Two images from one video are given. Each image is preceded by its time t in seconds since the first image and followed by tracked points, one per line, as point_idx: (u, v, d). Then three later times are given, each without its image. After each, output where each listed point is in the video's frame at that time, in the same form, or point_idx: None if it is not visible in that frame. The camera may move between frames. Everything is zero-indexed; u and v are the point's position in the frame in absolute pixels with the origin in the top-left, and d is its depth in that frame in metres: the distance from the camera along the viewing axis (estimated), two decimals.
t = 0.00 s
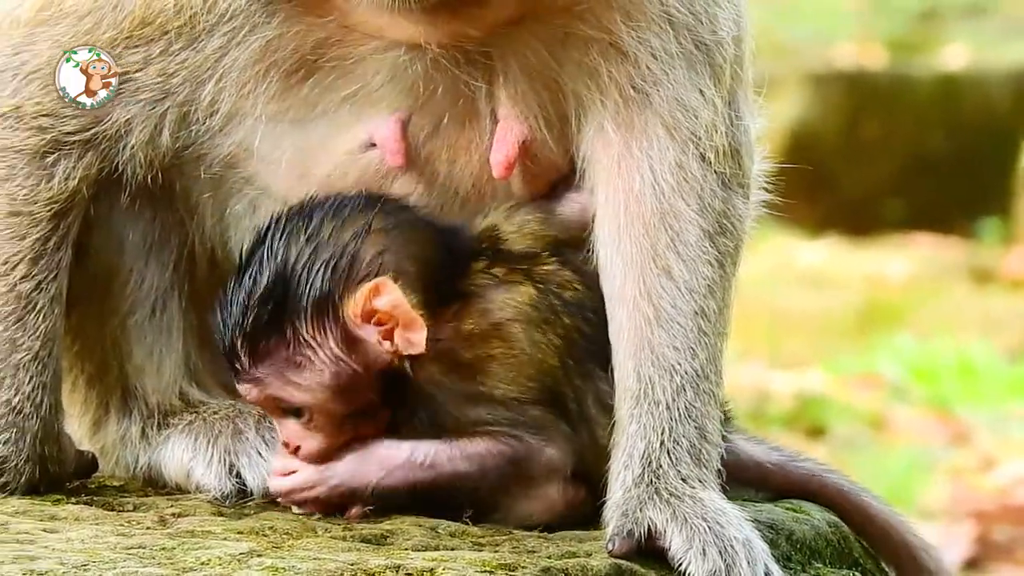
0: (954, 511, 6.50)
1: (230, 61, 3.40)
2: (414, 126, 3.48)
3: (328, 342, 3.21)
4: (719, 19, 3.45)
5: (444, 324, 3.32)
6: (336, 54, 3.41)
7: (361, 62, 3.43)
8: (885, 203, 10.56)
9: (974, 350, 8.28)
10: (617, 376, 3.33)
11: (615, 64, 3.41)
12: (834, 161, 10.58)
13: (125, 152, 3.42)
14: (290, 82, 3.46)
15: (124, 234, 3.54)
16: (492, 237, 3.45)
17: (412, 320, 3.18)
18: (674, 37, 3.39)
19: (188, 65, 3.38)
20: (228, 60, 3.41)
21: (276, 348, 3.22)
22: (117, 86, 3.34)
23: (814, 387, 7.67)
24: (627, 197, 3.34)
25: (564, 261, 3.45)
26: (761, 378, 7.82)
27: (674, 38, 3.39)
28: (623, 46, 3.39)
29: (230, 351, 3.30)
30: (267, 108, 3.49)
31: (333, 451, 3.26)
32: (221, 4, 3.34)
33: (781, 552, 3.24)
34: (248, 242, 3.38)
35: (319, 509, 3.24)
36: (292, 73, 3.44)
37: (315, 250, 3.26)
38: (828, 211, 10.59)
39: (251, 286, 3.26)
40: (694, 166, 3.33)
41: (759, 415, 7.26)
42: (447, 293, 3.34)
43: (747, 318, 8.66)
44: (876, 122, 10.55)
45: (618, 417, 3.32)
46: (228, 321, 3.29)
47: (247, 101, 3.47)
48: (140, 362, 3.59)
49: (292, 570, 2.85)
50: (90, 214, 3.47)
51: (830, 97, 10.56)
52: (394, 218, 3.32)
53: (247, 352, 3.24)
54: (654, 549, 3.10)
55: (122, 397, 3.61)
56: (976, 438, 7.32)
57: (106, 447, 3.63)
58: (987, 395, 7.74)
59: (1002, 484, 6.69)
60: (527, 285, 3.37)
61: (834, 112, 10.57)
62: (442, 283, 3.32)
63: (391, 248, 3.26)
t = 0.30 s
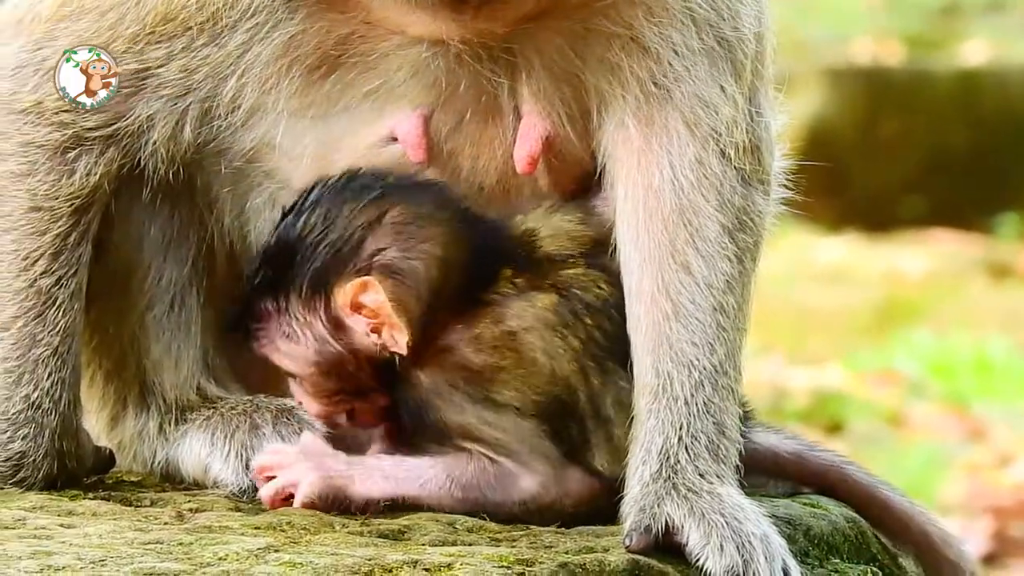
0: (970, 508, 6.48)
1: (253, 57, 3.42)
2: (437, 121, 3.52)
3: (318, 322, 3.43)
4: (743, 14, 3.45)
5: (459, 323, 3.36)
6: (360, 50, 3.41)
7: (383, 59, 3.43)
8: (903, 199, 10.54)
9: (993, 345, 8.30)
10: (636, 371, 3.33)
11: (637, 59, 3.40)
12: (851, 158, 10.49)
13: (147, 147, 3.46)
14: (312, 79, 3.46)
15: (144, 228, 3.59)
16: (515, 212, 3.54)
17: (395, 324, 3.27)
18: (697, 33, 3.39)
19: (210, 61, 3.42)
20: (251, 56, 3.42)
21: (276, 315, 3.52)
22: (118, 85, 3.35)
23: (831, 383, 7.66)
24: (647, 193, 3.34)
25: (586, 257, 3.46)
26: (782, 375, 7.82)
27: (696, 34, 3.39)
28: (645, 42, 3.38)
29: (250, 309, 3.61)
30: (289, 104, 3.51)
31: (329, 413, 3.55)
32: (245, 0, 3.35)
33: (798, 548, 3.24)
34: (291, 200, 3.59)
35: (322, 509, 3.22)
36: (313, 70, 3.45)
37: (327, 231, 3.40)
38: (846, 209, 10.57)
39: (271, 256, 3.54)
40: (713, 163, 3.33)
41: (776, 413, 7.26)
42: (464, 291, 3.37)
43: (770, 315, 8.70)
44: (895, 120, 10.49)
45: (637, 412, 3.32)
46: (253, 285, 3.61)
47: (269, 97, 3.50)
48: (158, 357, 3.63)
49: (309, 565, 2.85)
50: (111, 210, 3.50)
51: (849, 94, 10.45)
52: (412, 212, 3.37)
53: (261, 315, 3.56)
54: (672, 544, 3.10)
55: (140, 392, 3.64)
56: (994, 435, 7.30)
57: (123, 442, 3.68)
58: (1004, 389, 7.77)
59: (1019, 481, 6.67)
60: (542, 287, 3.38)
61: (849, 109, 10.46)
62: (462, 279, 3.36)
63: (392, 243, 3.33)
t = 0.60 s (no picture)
0: (984, 502, 6.59)
1: (273, 53, 3.46)
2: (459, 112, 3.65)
3: (333, 268, 3.46)
4: (761, 9, 3.46)
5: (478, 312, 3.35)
6: (379, 45, 3.46)
7: (404, 55, 3.47)
8: (919, 195, 10.55)
9: (1009, 339, 8.32)
10: (652, 364, 3.33)
11: (657, 53, 3.42)
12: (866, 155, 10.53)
13: (165, 141, 3.49)
14: (330, 74, 3.54)
15: (162, 222, 3.63)
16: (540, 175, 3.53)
17: (404, 292, 3.38)
18: (716, 28, 3.41)
19: (230, 56, 3.44)
20: (270, 53, 3.46)
21: (299, 244, 3.52)
22: (118, 86, 3.36)
23: (846, 377, 7.66)
24: (664, 186, 3.35)
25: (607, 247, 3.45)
26: (797, 367, 7.84)
27: (716, 28, 3.41)
28: (665, 37, 3.40)
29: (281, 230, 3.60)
30: (307, 98, 3.58)
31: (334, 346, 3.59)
32: None
33: (815, 541, 3.24)
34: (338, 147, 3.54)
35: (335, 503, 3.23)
36: (332, 64, 3.51)
37: (359, 183, 3.41)
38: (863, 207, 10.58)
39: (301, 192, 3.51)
40: (731, 156, 3.34)
41: (792, 403, 7.28)
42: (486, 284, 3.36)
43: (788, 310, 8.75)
44: (910, 115, 10.48)
45: (654, 406, 3.32)
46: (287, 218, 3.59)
47: (289, 92, 3.57)
48: (175, 351, 3.66)
49: (325, 559, 2.85)
50: (128, 204, 3.54)
51: (864, 90, 10.42)
52: (451, 182, 3.36)
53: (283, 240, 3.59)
54: (688, 537, 3.09)
55: (156, 385, 3.68)
56: (1010, 429, 7.36)
57: (140, 436, 3.71)
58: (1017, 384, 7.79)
59: None
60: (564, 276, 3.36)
61: (865, 104, 10.44)
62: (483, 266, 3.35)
63: (422, 212, 3.36)
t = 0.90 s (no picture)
0: (997, 496, 6.58)
1: (287, 47, 3.47)
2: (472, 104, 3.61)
3: (361, 250, 3.38)
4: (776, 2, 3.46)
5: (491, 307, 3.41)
6: (393, 39, 3.48)
7: (421, 46, 3.49)
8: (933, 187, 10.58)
9: None
10: (667, 359, 3.33)
11: (672, 48, 3.42)
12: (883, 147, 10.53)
13: (179, 135, 3.48)
14: (344, 69, 3.55)
15: (175, 218, 3.62)
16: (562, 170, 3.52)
17: (435, 280, 3.34)
18: (731, 21, 3.41)
19: (245, 49, 3.45)
20: (284, 46, 3.47)
21: (325, 227, 3.41)
22: (117, 86, 3.35)
23: (860, 371, 7.69)
24: (679, 179, 3.35)
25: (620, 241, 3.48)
26: (811, 360, 7.90)
27: (731, 21, 3.41)
28: (681, 30, 3.41)
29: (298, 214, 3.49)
30: (321, 91, 3.59)
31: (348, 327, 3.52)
32: None
33: (830, 535, 3.24)
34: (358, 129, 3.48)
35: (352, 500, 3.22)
36: (346, 59, 3.53)
37: (392, 165, 3.34)
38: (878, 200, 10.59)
39: (327, 173, 3.41)
40: (746, 150, 3.33)
41: (806, 398, 7.33)
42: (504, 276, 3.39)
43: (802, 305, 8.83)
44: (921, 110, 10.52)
45: (669, 399, 3.31)
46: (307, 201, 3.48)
47: (303, 85, 3.57)
48: (190, 344, 3.66)
49: (340, 553, 2.84)
50: (142, 198, 3.53)
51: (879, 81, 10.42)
52: (484, 170, 3.35)
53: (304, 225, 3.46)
54: (703, 531, 3.09)
55: (171, 378, 3.67)
56: None
57: (155, 429, 3.72)
58: None
59: None
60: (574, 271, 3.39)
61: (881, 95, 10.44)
62: (501, 263, 3.37)
63: (454, 200, 3.33)
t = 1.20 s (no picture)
0: (1007, 491, 6.73)
1: (290, 42, 3.47)
2: (476, 103, 3.65)
3: (351, 263, 3.40)
4: None
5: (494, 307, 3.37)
6: (397, 33, 3.49)
7: (423, 42, 3.50)
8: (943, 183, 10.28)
9: None
10: (674, 354, 3.32)
11: (678, 44, 3.42)
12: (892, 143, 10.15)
13: (183, 130, 3.48)
14: (348, 64, 3.57)
15: (181, 213, 3.64)
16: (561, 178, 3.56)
17: (426, 290, 3.34)
18: (738, 16, 3.41)
19: (248, 44, 3.43)
20: (288, 41, 3.47)
21: (316, 241, 3.45)
22: (117, 86, 3.36)
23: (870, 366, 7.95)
24: (686, 174, 3.34)
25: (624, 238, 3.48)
26: (818, 356, 8.13)
27: (737, 16, 3.41)
28: (686, 26, 3.41)
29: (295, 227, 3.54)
30: (326, 87, 3.60)
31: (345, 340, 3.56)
32: None
33: (838, 530, 3.24)
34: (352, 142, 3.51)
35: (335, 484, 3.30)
36: (350, 54, 3.55)
37: (380, 179, 3.36)
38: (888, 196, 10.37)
39: (320, 188, 3.45)
40: (753, 144, 3.32)
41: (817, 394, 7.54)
42: (505, 281, 3.37)
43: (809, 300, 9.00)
44: (933, 105, 10.08)
45: (676, 394, 3.30)
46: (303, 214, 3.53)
47: (306, 81, 3.58)
48: (197, 339, 3.68)
49: (349, 547, 2.84)
50: (146, 193, 3.55)
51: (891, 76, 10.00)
52: (472, 180, 3.34)
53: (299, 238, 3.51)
54: (711, 526, 3.09)
55: (179, 373, 3.70)
56: None
57: (163, 424, 3.73)
58: None
59: None
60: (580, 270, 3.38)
61: (893, 90, 10.03)
62: (495, 271, 3.36)
63: (442, 210, 3.33)
